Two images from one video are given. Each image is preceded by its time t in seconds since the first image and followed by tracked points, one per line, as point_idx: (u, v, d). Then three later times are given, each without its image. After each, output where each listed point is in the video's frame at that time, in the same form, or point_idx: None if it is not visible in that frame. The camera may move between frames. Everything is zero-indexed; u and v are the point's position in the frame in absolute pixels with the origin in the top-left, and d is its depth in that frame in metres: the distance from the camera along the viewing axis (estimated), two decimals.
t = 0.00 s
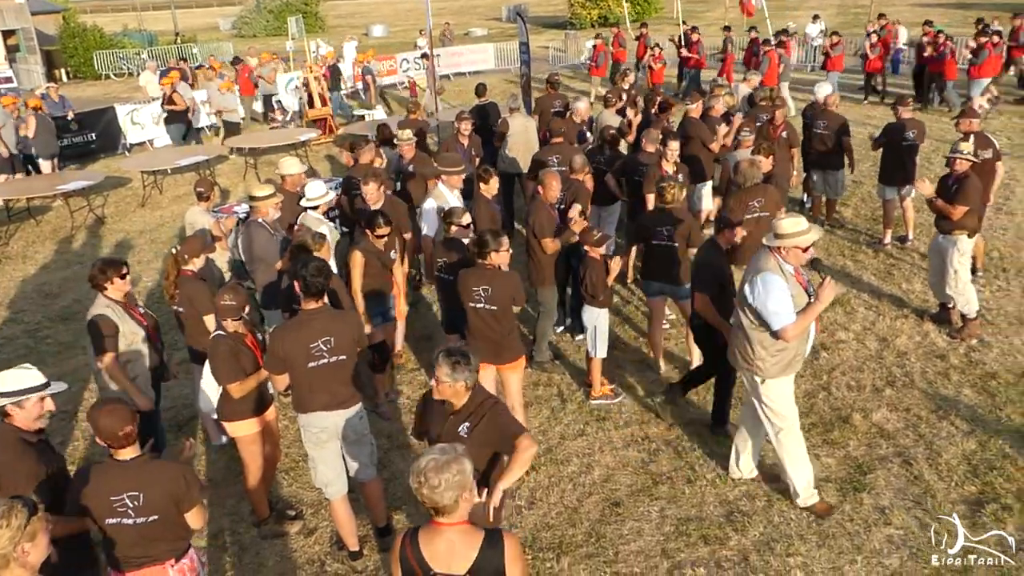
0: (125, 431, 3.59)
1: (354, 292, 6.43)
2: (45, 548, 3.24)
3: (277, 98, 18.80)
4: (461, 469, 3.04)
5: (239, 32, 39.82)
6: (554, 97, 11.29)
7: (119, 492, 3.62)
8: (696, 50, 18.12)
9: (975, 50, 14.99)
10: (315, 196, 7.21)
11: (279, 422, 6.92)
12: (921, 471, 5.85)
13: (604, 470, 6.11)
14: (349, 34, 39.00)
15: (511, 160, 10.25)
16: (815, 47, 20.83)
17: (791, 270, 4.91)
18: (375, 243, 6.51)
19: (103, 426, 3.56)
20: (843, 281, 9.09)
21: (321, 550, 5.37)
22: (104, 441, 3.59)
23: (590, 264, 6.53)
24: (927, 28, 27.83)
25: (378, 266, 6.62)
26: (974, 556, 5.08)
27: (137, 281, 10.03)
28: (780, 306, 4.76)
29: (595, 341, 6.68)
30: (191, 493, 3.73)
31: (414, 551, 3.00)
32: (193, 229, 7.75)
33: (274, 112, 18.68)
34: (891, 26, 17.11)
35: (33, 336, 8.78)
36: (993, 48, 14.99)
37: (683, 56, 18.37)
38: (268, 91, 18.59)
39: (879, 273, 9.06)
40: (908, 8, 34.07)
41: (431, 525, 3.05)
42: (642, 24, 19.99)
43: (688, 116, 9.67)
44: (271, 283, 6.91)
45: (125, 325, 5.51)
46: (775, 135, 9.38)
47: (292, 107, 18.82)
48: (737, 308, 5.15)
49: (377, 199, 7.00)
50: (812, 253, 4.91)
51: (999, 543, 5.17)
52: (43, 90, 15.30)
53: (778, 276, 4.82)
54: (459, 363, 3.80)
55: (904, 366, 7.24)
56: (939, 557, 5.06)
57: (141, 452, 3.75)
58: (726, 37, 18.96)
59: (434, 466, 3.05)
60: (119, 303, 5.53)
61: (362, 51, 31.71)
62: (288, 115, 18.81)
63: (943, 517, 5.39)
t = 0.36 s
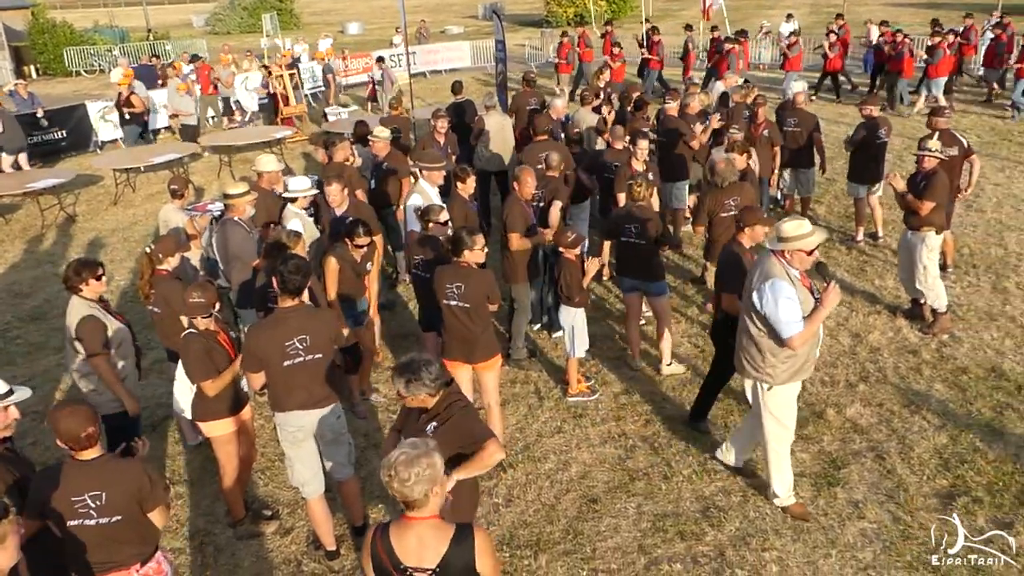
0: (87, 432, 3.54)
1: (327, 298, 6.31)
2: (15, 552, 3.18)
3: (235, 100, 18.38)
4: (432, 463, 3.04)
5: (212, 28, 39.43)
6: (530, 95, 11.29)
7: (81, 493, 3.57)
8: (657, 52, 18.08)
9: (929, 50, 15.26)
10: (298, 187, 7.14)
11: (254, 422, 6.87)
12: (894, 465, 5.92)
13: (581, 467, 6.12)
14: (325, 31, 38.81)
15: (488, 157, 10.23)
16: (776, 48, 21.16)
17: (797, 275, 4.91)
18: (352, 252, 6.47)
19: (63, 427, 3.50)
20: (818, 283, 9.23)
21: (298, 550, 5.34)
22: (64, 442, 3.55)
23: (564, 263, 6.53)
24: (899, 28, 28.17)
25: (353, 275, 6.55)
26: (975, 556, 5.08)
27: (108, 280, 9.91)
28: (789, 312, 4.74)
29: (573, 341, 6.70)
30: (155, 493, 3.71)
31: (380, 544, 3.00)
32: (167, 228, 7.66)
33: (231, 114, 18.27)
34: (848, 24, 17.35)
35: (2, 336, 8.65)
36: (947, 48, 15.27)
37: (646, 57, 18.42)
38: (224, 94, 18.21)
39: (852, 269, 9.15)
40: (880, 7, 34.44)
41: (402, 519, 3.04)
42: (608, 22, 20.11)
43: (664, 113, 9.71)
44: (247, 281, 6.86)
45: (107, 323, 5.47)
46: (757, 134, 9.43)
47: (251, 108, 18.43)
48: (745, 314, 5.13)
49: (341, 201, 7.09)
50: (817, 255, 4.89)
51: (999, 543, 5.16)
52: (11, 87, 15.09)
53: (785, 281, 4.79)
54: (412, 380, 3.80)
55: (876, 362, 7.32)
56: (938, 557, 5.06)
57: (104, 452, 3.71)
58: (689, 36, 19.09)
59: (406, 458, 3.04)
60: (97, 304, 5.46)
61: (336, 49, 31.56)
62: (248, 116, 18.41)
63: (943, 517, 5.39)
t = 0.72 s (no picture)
0: (84, 426, 3.51)
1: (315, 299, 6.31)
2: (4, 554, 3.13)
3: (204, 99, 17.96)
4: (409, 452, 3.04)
5: (196, 25, 39.13)
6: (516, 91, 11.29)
7: (78, 491, 3.53)
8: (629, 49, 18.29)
9: (897, 47, 15.41)
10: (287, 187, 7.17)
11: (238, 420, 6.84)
12: (878, 461, 5.95)
13: (567, 464, 6.12)
14: (311, 28, 38.69)
15: (474, 154, 10.21)
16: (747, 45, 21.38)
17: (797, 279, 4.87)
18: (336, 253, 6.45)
19: (58, 424, 3.46)
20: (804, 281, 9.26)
21: (282, 549, 5.32)
22: (61, 439, 3.49)
23: (549, 263, 6.52)
24: (883, 27, 28.31)
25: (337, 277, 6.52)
26: (975, 556, 5.06)
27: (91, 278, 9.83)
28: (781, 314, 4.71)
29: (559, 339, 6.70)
30: (152, 487, 3.71)
31: (373, 544, 2.95)
32: (150, 225, 7.55)
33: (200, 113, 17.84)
34: (820, 21, 17.48)
35: None
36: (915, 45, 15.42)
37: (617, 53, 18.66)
38: (192, 93, 17.75)
39: (837, 266, 9.19)
40: (866, 5, 34.62)
41: (381, 513, 3.03)
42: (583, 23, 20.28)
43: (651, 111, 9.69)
44: (232, 278, 6.82)
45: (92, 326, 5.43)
46: (746, 132, 9.45)
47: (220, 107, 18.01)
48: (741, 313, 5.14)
49: (305, 202, 6.99)
50: (817, 260, 4.81)
51: (999, 542, 5.15)
52: None
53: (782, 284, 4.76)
54: (422, 379, 3.77)
55: (861, 358, 7.35)
56: (938, 557, 5.04)
57: (98, 449, 3.67)
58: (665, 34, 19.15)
59: (383, 450, 3.03)
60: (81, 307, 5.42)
61: (322, 46, 31.46)
62: (217, 115, 17.86)
63: (944, 517, 5.37)
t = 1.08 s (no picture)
0: (92, 421, 3.50)
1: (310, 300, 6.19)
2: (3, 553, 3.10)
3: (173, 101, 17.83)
4: (392, 433, 3.10)
5: (182, 22, 38.87)
6: (503, 90, 11.29)
7: (87, 488, 3.51)
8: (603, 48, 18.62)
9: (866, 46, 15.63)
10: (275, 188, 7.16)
11: (225, 420, 6.80)
12: (865, 458, 5.99)
13: (555, 463, 6.12)
14: (297, 26, 38.58)
15: (462, 153, 10.20)
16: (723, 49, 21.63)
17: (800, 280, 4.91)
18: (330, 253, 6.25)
19: (66, 419, 3.44)
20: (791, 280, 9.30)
21: (269, 550, 5.30)
22: (67, 435, 3.46)
23: (537, 263, 6.52)
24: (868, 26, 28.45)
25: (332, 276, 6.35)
26: (976, 557, 5.06)
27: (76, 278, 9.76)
28: (768, 301, 4.77)
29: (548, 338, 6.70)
30: (157, 481, 3.72)
31: (366, 526, 2.91)
32: (134, 225, 7.48)
33: (167, 115, 16.99)
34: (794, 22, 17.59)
35: None
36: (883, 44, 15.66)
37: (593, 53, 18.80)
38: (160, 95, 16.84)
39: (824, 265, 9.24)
40: (852, 6, 34.82)
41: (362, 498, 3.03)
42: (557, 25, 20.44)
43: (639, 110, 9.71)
44: (219, 277, 6.79)
45: (77, 331, 5.39)
46: (733, 131, 9.47)
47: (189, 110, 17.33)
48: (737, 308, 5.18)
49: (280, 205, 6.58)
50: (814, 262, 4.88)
51: (1002, 544, 5.14)
52: None
53: (777, 276, 4.82)
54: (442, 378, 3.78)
55: (847, 356, 7.39)
56: (939, 557, 5.04)
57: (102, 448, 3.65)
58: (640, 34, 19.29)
59: (369, 433, 3.07)
60: (66, 310, 5.39)
61: (308, 43, 31.38)
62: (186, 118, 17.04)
63: (944, 516, 5.38)
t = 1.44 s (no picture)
0: (88, 420, 3.48)
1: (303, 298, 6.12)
2: None
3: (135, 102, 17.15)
4: (358, 413, 3.24)
5: (160, 20, 38.54)
6: (484, 88, 11.28)
7: (84, 485, 3.47)
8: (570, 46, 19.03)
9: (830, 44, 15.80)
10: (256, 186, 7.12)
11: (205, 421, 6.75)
12: (845, 453, 6.03)
13: (538, 461, 6.12)
14: (277, 24, 38.35)
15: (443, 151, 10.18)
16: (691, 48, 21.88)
17: (797, 278, 4.86)
18: (323, 246, 6.17)
19: (64, 416, 3.41)
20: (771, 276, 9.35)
21: (251, 550, 5.27)
22: (62, 433, 3.43)
23: (519, 262, 6.51)
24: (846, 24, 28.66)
25: (326, 272, 6.24)
26: (973, 556, 5.05)
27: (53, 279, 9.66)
28: (752, 290, 4.87)
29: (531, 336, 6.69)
30: (149, 478, 3.71)
31: (347, 503, 2.96)
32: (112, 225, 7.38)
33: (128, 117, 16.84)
34: (761, 21, 17.86)
35: None
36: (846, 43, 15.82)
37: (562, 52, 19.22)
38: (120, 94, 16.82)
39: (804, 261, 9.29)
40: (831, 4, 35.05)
41: (332, 480, 3.09)
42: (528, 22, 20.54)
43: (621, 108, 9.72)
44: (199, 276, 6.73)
45: (51, 332, 5.34)
46: (708, 128, 9.50)
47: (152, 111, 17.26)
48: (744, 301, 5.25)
49: (261, 207, 6.46)
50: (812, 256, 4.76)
51: (999, 543, 5.13)
52: None
53: (768, 269, 4.87)
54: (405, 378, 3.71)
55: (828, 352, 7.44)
56: (939, 557, 5.03)
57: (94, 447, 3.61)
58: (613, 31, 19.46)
59: (338, 415, 3.19)
60: (42, 310, 5.34)
61: (288, 41, 31.18)
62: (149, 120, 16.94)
63: (944, 517, 5.35)
